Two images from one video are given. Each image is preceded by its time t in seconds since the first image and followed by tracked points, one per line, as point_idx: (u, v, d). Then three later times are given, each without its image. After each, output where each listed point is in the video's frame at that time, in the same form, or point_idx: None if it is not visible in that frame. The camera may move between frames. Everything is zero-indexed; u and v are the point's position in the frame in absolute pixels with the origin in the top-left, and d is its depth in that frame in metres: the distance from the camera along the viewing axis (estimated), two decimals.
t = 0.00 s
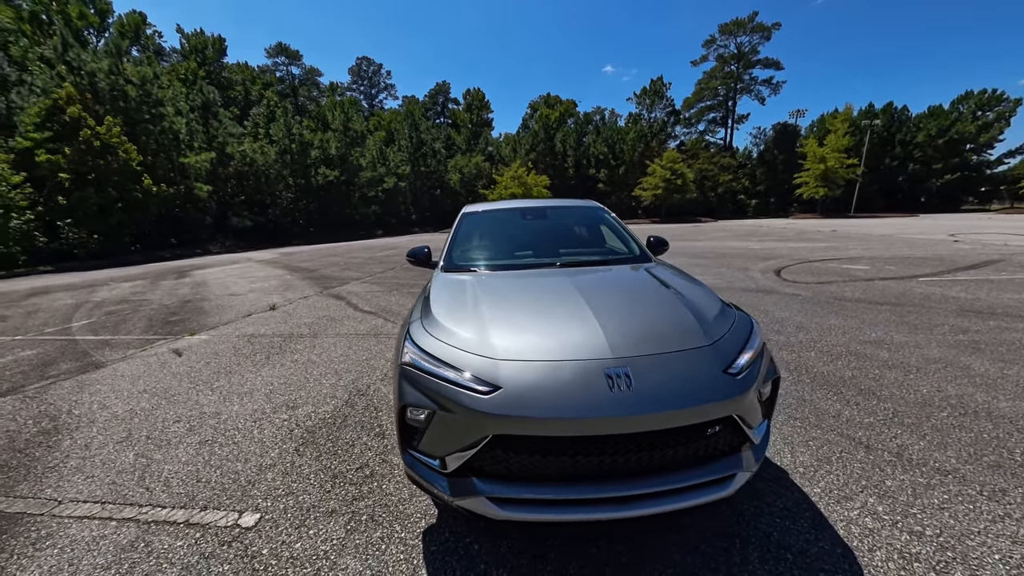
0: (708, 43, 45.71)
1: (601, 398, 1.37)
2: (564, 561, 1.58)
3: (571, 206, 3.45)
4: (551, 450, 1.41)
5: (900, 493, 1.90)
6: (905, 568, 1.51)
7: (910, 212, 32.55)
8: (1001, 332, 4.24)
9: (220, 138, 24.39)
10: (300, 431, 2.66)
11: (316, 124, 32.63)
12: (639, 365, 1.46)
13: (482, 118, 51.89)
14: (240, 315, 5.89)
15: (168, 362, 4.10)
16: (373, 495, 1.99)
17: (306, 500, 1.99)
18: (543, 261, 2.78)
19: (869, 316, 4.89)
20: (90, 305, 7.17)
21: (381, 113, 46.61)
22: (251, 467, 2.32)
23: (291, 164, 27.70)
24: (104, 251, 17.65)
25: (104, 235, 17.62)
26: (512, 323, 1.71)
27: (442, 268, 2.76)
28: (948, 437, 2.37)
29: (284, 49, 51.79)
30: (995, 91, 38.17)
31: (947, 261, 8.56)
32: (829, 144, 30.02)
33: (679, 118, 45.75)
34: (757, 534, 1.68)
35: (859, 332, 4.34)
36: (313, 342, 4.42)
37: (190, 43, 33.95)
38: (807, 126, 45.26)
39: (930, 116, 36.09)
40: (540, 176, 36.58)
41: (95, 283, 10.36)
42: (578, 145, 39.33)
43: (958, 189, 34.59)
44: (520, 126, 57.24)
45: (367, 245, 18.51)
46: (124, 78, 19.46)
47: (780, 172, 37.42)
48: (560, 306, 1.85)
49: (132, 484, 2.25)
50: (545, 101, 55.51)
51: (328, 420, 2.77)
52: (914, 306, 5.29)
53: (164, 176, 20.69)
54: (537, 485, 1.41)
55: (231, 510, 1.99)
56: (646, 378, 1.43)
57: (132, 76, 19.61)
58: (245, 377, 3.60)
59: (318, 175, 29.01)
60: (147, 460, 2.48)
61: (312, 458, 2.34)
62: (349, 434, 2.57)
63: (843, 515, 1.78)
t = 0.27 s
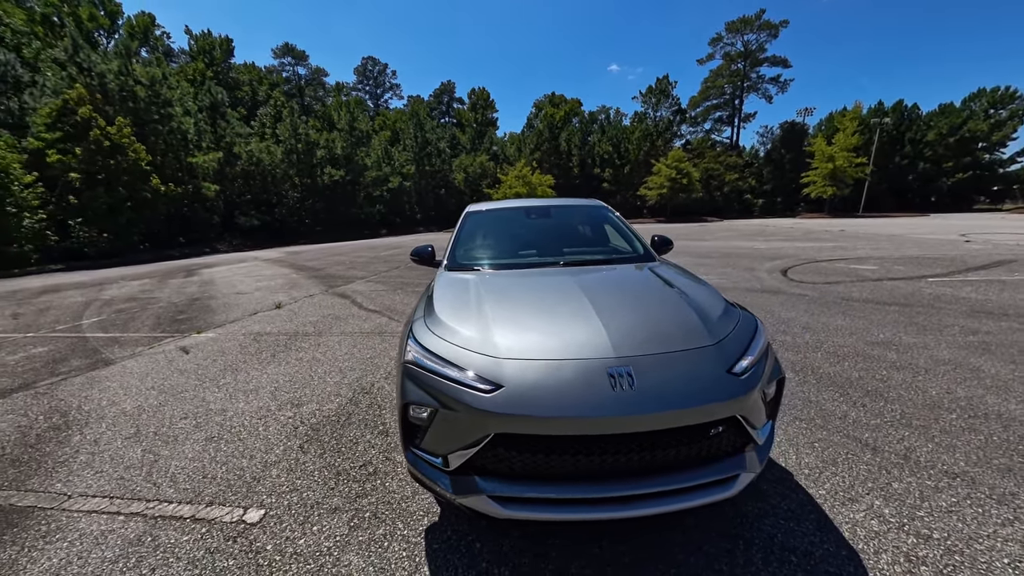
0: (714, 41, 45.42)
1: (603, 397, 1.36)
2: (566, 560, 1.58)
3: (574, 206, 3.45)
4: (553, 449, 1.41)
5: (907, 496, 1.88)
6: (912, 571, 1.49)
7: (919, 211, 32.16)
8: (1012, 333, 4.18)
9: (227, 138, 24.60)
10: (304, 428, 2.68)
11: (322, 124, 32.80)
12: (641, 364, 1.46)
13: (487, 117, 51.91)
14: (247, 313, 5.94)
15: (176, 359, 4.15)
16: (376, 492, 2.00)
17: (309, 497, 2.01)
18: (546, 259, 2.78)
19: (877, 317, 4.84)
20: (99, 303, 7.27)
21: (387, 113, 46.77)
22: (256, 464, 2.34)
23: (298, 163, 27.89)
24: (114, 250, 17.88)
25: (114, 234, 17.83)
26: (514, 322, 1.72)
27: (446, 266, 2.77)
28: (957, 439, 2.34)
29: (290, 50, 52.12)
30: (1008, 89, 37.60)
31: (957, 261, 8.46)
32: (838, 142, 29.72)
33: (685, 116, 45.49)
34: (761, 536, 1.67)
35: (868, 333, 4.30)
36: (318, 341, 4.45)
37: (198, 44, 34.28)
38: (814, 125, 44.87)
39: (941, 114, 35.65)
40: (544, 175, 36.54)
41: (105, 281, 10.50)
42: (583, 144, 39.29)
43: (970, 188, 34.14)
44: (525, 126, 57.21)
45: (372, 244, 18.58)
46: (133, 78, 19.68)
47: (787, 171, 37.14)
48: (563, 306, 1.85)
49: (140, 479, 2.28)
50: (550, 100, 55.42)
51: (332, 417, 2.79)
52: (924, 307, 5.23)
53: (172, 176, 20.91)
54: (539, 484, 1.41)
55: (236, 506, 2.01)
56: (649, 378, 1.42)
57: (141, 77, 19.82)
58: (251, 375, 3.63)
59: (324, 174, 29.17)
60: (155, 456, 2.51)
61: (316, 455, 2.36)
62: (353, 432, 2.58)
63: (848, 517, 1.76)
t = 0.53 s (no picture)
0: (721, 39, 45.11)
1: (608, 399, 1.35)
2: (571, 562, 1.57)
3: (580, 205, 3.43)
4: (557, 450, 1.40)
5: (919, 501, 1.84)
6: None
7: (930, 211, 31.76)
8: None
9: (235, 138, 24.78)
10: (310, 426, 2.69)
11: (329, 124, 32.97)
12: (647, 366, 1.44)
13: (492, 117, 51.93)
14: (253, 311, 5.98)
15: (183, 357, 4.18)
16: (380, 491, 2.00)
17: (314, 496, 2.01)
18: (551, 259, 2.77)
19: (887, 318, 4.79)
20: (110, 301, 7.35)
21: (392, 112, 46.92)
22: (261, 461, 2.36)
23: (304, 163, 28.06)
24: (124, 249, 18.07)
25: (123, 233, 18.01)
26: (519, 321, 1.71)
27: (450, 266, 2.77)
28: (971, 443, 2.30)
29: (297, 51, 52.44)
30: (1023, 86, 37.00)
31: (969, 261, 8.34)
32: (847, 141, 29.39)
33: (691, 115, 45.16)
34: (769, 541, 1.65)
35: (877, 334, 4.25)
36: (323, 339, 4.48)
37: (207, 45, 34.59)
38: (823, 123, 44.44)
39: (953, 113, 35.15)
40: (549, 175, 36.49)
41: (115, 279, 10.63)
42: (588, 143, 39.22)
43: (982, 188, 33.65)
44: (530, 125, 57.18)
45: (378, 244, 18.69)
46: (143, 80, 19.88)
47: (795, 170, 36.82)
48: (568, 306, 1.84)
49: (147, 476, 2.30)
50: (555, 100, 55.34)
51: (337, 416, 2.80)
52: (935, 308, 5.16)
53: (181, 176, 21.12)
54: (543, 485, 1.40)
55: (241, 503, 2.02)
56: (656, 380, 1.40)
57: (151, 78, 20.01)
58: (257, 373, 3.66)
59: (330, 173, 29.32)
60: (161, 453, 2.52)
61: (321, 454, 2.37)
62: (357, 430, 2.59)
63: (858, 522, 1.73)
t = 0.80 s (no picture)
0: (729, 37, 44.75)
1: (615, 403, 1.33)
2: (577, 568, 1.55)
3: (586, 204, 3.40)
4: (563, 454, 1.38)
5: (935, 509, 1.80)
6: None
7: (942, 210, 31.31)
8: None
9: (244, 139, 24.95)
10: (315, 426, 2.69)
11: (336, 123, 33.13)
12: (656, 370, 1.42)
13: (498, 116, 51.92)
14: (261, 310, 6.01)
15: (191, 355, 4.21)
16: (384, 493, 1.99)
17: (318, 496, 2.01)
18: (558, 259, 2.75)
19: (899, 320, 4.71)
20: (120, 299, 7.43)
21: (399, 112, 47.07)
22: (266, 461, 2.36)
23: (312, 163, 28.23)
24: (135, 248, 18.25)
25: (134, 233, 18.18)
26: (524, 323, 1.69)
27: (456, 266, 2.76)
28: (989, 450, 2.25)
29: (305, 51, 52.76)
30: None
31: (983, 262, 8.19)
32: (857, 139, 29.02)
33: (698, 113, 44.85)
34: (780, 548, 1.62)
35: (889, 337, 4.18)
36: (329, 338, 4.49)
37: (216, 46, 34.94)
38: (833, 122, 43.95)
39: (967, 111, 34.59)
40: (555, 174, 36.42)
41: (126, 277, 10.75)
42: (594, 142, 39.12)
43: (997, 187, 33.07)
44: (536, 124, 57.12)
45: (384, 243, 18.74)
46: (154, 81, 20.09)
47: (804, 169, 36.46)
48: (574, 307, 1.82)
49: (154, 474, 2.31)
50: (561, 99, 55.22)
51: (342, 416, 2.80)
52: (949, 310, 5.07)
53: (190, 175, 21.31)
54: (549, 490, 1.39)
55: (246, 503, 2.02)
56: (665, 384, 1.38)
57: (161, 79, 20.20)
58: (263, 372, 3.67)
59: (337, 173, 29.49)
60: (169, 451, 2.54)
61: (325, 454, 2.37)
62: (362, 431, 2.58)
63: (872, 531, 1.70)
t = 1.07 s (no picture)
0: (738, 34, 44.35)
1: (620, 407, 1.29)
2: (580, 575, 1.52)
3: (591, 203, 3.36)
4: (566, 460, 1.35)
5: (954, 519, 1.74)
6: None
7: (955, 210, 30.79)
8: None
9: (252, 138, 25.12)
10: (317, 426, 2.68)
11: (343, 123, 33.29)
12: (662, 373, 1.39)
13: (504, 115, 51.89)
14: (267, 309, 6.03)
15: (197, 353, 4.22)
16: (386, 494, 1.97)
17: (319, 497, 1.99)
18: (562, 259, 2.71)
19: (914, 322, 4.61)
20: (129, 297, 7.51)
21: (405, 112, 47.22)
22: (269, 460, 2.35)
23: (319, 162, 28.40)
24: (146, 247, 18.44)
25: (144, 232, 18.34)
26: (528, 323, 1.66)
27: (459, 265, 2.73)
28: (1010, 458, 2.18)
29: (313, 51, 53.10)
30: None
31: (999, 263, 8.02)
32: (869, 137, 28.61)
33: (706, 112, 44.47)
34: (791, 557, 1.58)
35: (904, 339, 4.09)
36: (334, 337, 4.49)
37: (226, 47, 35.32)
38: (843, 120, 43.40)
39: (982, 108, 33.97)
40: (561, 173, 36.32)
41: (136, 276, 10.87)
42: (601, 141, 38.95)
43: (1013, 186, 32.46)
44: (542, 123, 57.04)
45: (390, 242, 18.78)
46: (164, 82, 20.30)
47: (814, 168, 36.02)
48: (579, 308, 1.78)
49: (157, 472, 2.31)
50: (568, 97, 55.06)
51: (345, 416, 2.78)
52: (965, 312, 4.95)
53: (200, 175, 21.50)
54: (552, 497, 1.35)
55: (248, 503, 2.01)
56: (671, 388, 1.34)
57: (172, 80, 20.40)
58: (268, 370, 3.67)
59: (343, 173, 29.62)
60: (173, 449, 2.54)
61: (328, 454, 2.35)
62: (364, 431, 2.57)
63: (887, 541, 1.64)
